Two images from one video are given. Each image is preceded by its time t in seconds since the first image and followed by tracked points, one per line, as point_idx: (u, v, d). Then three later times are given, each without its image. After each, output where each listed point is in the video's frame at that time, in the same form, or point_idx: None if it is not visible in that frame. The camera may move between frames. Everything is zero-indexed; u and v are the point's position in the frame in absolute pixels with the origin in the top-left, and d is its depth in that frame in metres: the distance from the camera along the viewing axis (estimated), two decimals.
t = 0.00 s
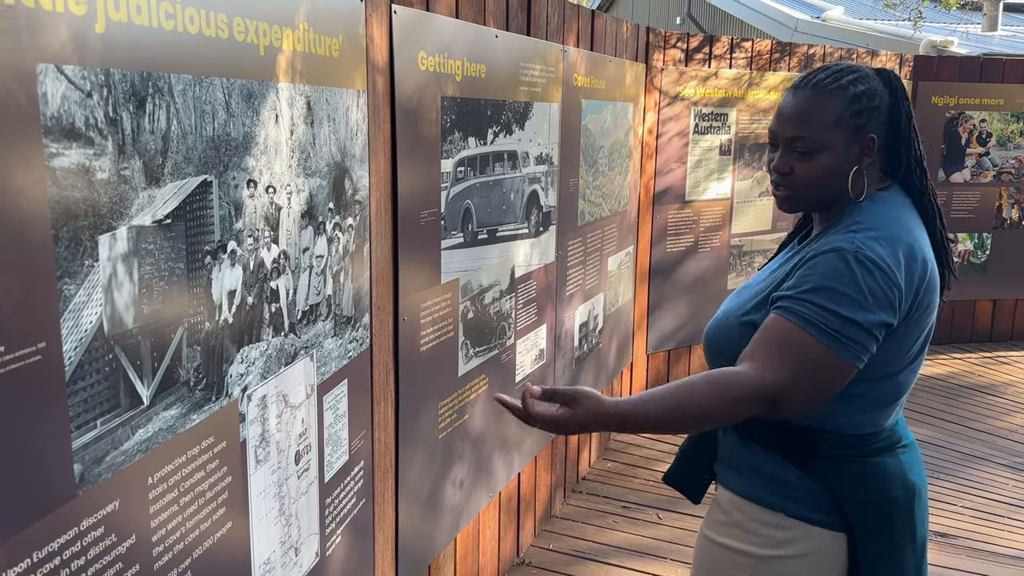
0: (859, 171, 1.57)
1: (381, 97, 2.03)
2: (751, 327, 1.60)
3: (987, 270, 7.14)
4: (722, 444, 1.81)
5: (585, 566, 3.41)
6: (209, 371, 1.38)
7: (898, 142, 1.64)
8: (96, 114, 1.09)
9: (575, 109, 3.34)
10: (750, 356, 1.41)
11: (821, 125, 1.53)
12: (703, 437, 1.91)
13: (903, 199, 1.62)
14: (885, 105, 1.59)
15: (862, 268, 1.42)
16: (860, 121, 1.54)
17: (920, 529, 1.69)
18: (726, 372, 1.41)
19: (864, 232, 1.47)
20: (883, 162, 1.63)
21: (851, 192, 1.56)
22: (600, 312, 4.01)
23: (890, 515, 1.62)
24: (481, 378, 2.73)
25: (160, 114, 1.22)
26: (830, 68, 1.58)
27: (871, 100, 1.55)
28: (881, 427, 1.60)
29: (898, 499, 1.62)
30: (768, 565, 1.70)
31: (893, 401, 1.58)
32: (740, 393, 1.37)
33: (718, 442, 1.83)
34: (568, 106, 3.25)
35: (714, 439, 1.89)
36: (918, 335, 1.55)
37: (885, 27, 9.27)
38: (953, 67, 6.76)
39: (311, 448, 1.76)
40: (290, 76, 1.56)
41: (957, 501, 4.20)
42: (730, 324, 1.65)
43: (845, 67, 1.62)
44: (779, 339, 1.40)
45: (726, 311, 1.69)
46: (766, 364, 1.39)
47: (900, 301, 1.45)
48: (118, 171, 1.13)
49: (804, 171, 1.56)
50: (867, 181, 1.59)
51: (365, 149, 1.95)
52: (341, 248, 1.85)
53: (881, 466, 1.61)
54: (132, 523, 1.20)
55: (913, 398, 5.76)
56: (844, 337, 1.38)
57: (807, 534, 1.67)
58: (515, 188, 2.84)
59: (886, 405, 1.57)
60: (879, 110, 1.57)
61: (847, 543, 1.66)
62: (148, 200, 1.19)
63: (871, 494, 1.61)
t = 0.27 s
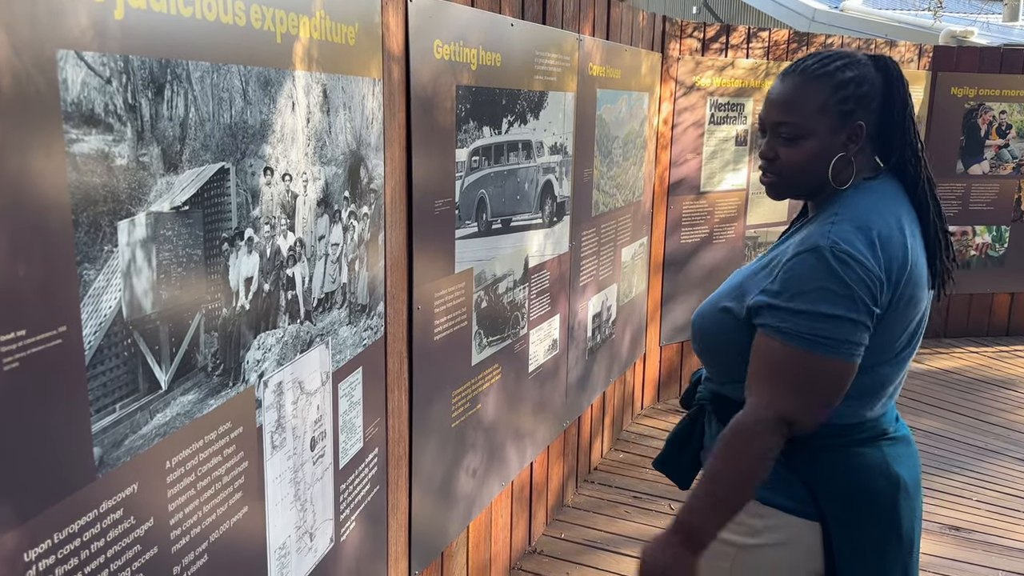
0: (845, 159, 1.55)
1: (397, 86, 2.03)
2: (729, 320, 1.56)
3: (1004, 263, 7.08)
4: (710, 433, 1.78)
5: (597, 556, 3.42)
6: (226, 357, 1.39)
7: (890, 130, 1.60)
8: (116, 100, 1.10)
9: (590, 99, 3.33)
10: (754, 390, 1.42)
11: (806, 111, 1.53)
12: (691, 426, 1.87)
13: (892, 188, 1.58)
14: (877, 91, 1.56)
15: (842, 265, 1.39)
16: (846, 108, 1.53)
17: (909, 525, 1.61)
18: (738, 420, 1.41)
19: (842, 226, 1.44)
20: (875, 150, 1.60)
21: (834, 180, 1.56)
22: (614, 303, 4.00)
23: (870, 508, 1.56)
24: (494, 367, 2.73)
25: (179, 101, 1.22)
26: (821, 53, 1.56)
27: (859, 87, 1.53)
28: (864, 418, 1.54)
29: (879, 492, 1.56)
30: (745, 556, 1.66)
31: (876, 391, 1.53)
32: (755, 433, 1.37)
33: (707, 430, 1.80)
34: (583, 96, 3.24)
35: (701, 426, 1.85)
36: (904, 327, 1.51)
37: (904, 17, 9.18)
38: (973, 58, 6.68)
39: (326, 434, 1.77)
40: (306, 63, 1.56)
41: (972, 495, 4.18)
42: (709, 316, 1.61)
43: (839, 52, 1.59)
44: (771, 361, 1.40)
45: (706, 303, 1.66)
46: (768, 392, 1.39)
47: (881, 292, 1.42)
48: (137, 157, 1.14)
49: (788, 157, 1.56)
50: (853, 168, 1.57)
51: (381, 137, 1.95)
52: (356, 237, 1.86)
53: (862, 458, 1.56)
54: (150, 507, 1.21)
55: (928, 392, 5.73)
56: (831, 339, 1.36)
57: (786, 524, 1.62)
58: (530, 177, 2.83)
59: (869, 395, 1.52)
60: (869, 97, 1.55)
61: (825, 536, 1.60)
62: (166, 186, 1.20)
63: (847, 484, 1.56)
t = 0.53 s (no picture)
0: (840, 155, 1.53)
1: (416, 75, 2.03)
2: (714, 318, 1.53)
3: None
4: (698, 425, 1.78)
5: (611, 546, 3.43)
6: (247, 343, 1.40)
7: (888, 125, 1.58)
8: (139, 88, 1.10)
9: (608, 89, 3.31)
10: (749, 390, 1.41)
11: (801, 107, 1.49)
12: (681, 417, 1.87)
13: (886, 185, 1.57)
14: (872, 86, 1.53)
15: (837, 265, 1.37)
16: (843, 104, 1.49)
17: (899, 516, 1.60)
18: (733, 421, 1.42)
19: (837, 224, 1.42)
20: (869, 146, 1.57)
21: (829, 177, 1.53)
22: (630, 294, 3.99)
23: (856, 501, 1.55)
24: (510, 357, 2.74)
25: (201, 88, 1.23)
26: (817, 45, 1.52)
27: (856, 82, 1.50)
28: (850, 411, 1.53)
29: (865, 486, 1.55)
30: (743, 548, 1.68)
31: (861, 384, 1.51)
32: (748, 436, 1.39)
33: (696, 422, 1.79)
34: (601, 86, 3.23)
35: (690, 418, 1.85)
36: (895, 327, 1.51)
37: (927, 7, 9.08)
38: (996, 49, 6.60)
39: (344, 422, 1.78)
40: (326, 52, 1.57)
41: (990, 490, 4.15)
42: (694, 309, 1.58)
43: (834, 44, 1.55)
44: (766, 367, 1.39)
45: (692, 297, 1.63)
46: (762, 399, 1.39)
47: (872, 292, 1.41)
48: (160, 145, 1.15)
49: (782, 153, 1.53)
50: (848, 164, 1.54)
51: (399, 126, 1.95)
52: (374, 225, 1.86)
53: (849, 451, 1.54)
54: (171, 491, 1.23)
55: (946, 386, 5.68)
56: (828, 344, 1.35)
57: (778, 518, 1.62)
58: (547, 167, 2.83)
59: (854, 388, 1.51)
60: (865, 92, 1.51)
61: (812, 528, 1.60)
62: (189, 173, 1.21)
63: (834, 477, 1.55)
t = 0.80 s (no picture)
0: (840, 154, 1.48)
1: (434, 64, 2.04)
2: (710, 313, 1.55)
3: None
4: (692, 422, 1.79)
5: (625, 535, 3.44)
6: (268, 328, 1.42)
7: (890, 118, 1.53)
8: (163, 76, 1.12)
9: (626, 78, 3.30)
10: (697, 352, 1.37)
11: (798, 107, 1.44)
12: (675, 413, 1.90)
13: (887, 182, 1.54)
14: (872, 82, 1.48)
15: (824, 265, 1.34)
16: (841, 102, 1.44)
17: (896, 507, 1.61)
18: (668, 367, 1.37)
19: (831, 224, 1.39)
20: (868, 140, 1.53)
21: (829, 174, 1.49)
22: (646, 285, 3.99)
23: (856, 494, 1.55)
24: (525, 346, 2.75)
25: (224, 76, 1.25)
26: (817, 38, 1.46)
27: (856, 79, 1.45)
28: (847, 405, 1.54)
29: (865, 478, 1.55)
30: (738, 543, 1.67)
31: (859, 378, 1.52)
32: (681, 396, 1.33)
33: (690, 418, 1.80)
34: (619, 75, 3.22)
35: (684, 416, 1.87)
36: (885, 328, 1.49)
37: None
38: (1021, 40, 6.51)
39: (362, 408, 1.80)
40: (347, 41, 1.58)
41: (1007, 485, 4.12)
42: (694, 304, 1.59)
43: (834, 36, 1.49)
44: (727, 336, 1.34)
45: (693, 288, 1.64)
46: (711, 363, 1.34)
47: (864, 297, 1.39)
48: (184, 132, 1.17)
49: (779, 154, 1.48)
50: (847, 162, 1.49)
51: (418, 115, 1.96)
52: (392, 214, 1.88)
53: (849, 444, 1.55)
54: (193, 472, 1.25)
55: (965, 380, 5.64)
56: (797, 338, 1.32)
57: (779, 511, 1.62)
58: (565, 157, 2.83)
59: (852, 383, 1.51)
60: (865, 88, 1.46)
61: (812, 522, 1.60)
62: (212, 160, 1.22)
63: (834, 470, 1.55)
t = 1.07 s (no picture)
0: (824, 153, 1.47)
1: (451, 54, 2.05)
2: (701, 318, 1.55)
3: None
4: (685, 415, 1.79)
5: (638, 525, 3.46)
6: (287, 315, 1.44)
7: (874, 114, 1.52)
8: (186, 65, 1.14)
9: (644, 68, 3.30)
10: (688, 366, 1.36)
11: (780, 108, 1.44)
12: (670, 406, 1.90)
13: (875, 179, 1.52)
14: (855, 78, 1.46)
15: (809, 269, 1.33)
16: (824, 101, 1.43)
17: (887, 508, 1.62)
18: (668, 388, 1.37)
19: (816, 227, 1.37)
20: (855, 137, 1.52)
21: (814, 175, 1.48)
22: (661, 276, 3.99)
23: (846, 492, 1.56)
24: (540, 336, 2.77)
25: (245, 66, 1.26)
26: (797, 37, 1.46)
27: (838, 77, 1.44)
28: (840, 405, 1.54)
29: (856, 477, 1.56)
30: (728, 538, 1.68)
31: (854, 378, 1.51)
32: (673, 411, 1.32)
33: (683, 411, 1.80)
34: (636, 65, 3.21)
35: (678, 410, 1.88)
36: (877, 326, 1.48)
37: None
38: None
39: (378, 394, 1.83)
40: (365, 31, 1.59)
41: None
42: (683, 309, 1.59)
43: (815, 33, 1.48)
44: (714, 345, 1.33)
45: (681, 292, 1.63)
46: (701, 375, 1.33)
47: (852, 298, 1.38)
48: (205, 121, 1.18)
49: (763, 155, 1.49)
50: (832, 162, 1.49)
51: (435, 105, 1.97)
52: (409, 203, 1.89)
53: (841, 442, 1.55)
54: (213, 455, 1.27)
55: (983, 374, 5.60)
56: (786, 343, 1.30)
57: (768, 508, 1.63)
58: (581, 148, 2.83)
59: (847, 383, 1.51)
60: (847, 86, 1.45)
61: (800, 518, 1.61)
62: (233, 149, 1.24)
63: (825, 468, 1.56)
